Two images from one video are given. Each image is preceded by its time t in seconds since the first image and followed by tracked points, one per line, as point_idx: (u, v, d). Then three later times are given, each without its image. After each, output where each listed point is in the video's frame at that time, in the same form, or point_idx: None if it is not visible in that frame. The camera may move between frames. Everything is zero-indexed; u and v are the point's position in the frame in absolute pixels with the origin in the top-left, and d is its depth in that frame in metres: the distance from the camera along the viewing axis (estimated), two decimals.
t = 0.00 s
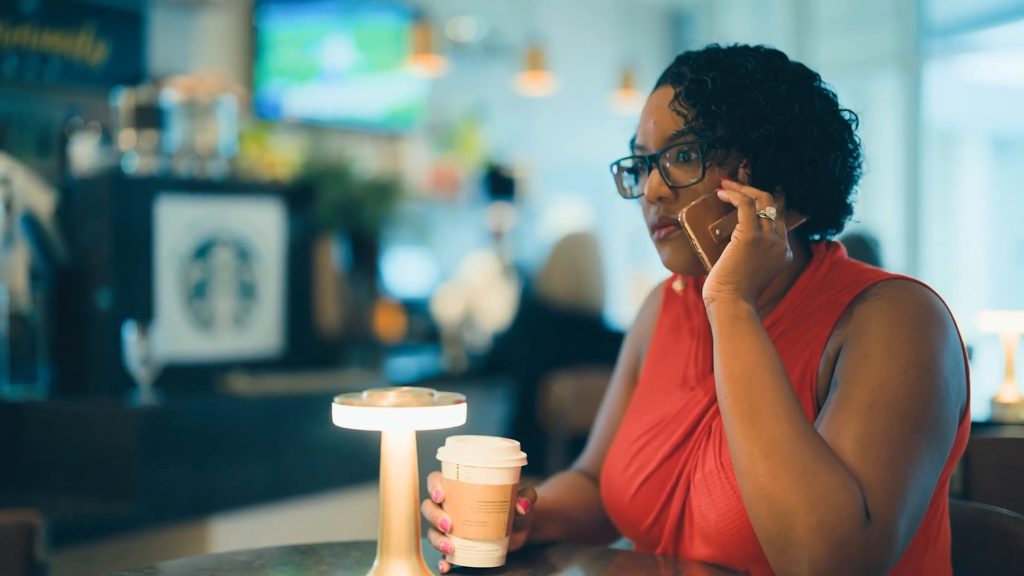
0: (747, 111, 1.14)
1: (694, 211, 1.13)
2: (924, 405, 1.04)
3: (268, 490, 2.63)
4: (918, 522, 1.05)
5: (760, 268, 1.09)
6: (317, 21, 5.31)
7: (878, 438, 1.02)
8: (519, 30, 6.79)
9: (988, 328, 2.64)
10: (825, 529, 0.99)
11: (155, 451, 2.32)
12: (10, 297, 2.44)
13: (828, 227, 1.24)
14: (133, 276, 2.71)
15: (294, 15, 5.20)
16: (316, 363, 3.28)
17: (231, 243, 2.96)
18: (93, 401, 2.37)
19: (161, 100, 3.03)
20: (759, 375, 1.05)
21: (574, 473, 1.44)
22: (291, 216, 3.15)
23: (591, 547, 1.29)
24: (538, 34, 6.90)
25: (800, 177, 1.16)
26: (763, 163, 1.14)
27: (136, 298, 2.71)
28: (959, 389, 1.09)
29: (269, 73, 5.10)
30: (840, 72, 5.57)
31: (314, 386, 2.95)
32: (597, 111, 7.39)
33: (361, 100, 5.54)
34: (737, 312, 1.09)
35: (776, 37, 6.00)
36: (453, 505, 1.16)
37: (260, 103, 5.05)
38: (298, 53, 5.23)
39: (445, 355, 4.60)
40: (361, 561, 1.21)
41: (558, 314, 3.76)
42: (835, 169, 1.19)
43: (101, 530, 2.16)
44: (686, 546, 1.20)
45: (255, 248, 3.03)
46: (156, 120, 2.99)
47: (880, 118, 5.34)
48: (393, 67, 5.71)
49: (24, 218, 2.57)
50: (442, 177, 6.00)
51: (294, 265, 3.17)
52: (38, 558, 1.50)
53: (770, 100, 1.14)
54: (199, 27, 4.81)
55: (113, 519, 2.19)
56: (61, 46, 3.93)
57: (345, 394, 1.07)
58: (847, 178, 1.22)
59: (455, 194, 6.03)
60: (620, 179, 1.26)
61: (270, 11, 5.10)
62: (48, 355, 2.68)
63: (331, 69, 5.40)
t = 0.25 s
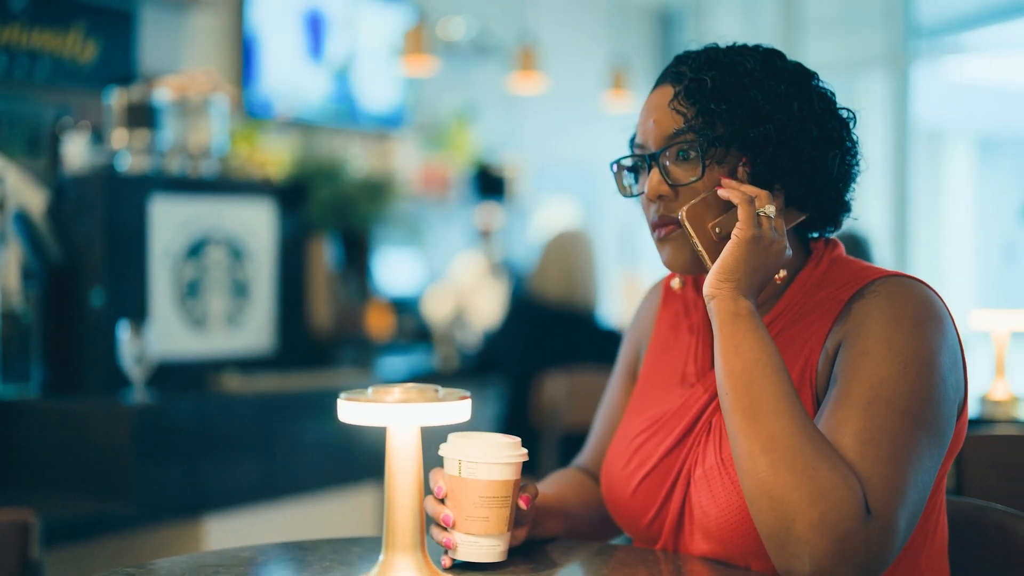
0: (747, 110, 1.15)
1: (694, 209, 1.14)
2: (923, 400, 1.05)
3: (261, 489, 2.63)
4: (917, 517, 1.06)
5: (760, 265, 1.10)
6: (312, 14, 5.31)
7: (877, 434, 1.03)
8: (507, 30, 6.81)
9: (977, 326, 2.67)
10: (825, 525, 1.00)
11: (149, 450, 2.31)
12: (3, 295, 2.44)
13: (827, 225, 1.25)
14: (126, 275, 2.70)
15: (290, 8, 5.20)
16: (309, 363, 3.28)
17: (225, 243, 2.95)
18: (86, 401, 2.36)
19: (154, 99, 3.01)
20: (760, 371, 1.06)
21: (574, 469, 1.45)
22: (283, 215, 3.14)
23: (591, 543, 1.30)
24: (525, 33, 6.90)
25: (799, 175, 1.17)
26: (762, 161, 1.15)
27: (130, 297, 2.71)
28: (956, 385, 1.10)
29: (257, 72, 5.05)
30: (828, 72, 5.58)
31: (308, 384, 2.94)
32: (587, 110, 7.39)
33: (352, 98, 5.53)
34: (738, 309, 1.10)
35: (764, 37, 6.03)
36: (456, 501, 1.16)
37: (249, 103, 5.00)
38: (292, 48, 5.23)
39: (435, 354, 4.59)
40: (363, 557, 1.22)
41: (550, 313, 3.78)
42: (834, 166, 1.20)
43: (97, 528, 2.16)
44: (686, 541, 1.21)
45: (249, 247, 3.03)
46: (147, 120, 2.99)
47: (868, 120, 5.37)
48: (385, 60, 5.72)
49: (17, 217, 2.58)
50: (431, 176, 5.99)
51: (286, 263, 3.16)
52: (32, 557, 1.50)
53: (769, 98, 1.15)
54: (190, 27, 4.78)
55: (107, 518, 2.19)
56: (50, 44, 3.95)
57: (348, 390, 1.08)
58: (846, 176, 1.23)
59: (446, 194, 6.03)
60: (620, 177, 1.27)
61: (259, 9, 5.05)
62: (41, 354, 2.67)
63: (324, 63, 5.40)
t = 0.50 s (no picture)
0: (747, 108, 1.16)
1: (695, 207, 1.15)
2: (923, 396, 1.07)
3: (254, 487, 2.63)
4: (917, 512, 1.07)
5: (760, 262, 1.11)
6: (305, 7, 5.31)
7: (878, 429, 1.04)
8: (497, 29, 6.81)
9: (970, 323, 2.69)
10: (828, 519, 1.01)
11: (143, 448, 2.31)
12: None
13: (827, 222, 1.26)
14: (119, 273, 2.69)
15: None
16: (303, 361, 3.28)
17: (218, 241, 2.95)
18: (80, 399, 2.36)
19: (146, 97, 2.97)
20: (762, 367, 1.07)
21: (573, 465, 1.46)
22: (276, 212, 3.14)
23: (592, 538, 1.31)
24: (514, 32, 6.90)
25: (799, 172, 1.18)
26: (763, 159, 1.16)
27: (123, 296, 2.70)
28: (955, 381, 1.12)
29: (246, 71, 5.04)
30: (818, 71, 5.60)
31: (302, 382, 2.94)
32: (577, 108, 7.40)
33: (342, 96, 5.52)
34: (739, 306, 1.11)
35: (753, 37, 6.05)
36: (459, 497, 1.17)
37: (239, 101, 4.99)
38: (285, 42, 5.22)
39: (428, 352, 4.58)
40: (365, 553, 1.22)
41: (544, 312, 3.78)
42: (833, 164, 1.21)
43: (90, 527, 2.16)
44: (687, 536, 1.22)
45: (242, 246, 3.02)
46: (140, 118, 2.94)
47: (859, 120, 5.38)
48: (377, 55, 5.72)
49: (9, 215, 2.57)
50: (421, 174, 5.97)
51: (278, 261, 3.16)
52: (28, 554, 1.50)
53: (769, 96, 1.16)
54: (180, 25, 4.78)
55: (100, 515, 2.19)
56: (40, 43, 3.95)
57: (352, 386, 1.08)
58: (845, 173, 1.24)
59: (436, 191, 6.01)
60: (622, 175, 1.28)
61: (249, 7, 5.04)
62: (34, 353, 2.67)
63: (318, 56, 5.41)
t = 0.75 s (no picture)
0: (748, 110, 1.17)
1: (696, 207, 1.16)
2: (922, 396, 1.08)
3: (247, 488, 2.63)
4: (916, 511, 1.08)
5: (761, 262, 1.12)
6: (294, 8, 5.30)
7: (877, 429, 1.05)
8: (487, 30, 6.83)
9: (960, 324, 2.71)
10: (828, 518, 1.02)
11: (138, 448, 2.31)
12: None
13: (825, 223, 1.28)
14: (113, 274, 2.69)
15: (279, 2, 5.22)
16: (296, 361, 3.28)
17: (212, 242, 2.94)
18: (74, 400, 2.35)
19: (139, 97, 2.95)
20: (762, 367, 1.08)
21: (571, 464, 1.47)
22: (269, 213, 3.14)
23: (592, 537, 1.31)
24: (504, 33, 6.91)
25: (799, 174, 1.20)
26: (763, 160, 1.17)
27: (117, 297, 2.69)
28: (953, 380, 1.13)
29: (238, 71, 5.04)
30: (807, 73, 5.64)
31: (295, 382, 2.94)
32: (568, 109, 7.41)
33: (334, 97, 5.52)
34: (739, 306, 1.12)
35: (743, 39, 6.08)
36: (461, 497, 1.17)
37: (231, 102, 4.99)
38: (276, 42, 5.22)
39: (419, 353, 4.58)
40: (366, 552, 1.23)
41: (537, 314, 3.80)
42: (833, 165, 1.22)
43: (87, 528, 2.15)
44: (686, 535, 1.23)
45: (236, 246, 3.02)
46: (133, 119, 2.93)
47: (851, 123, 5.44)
48: (369, 55, 5.73)
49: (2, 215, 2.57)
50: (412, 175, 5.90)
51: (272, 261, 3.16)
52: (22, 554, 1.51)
53: (769, 99, 1.17)
54: (171, 26, 4.77)
55: (97, 516, 2.18)
56: (29, 44, 3.93)
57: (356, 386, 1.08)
58: (844, 174, 1.25)
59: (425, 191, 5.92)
60: (622, 176, 1.29)
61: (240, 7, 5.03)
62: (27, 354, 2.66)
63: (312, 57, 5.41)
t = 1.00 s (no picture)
0: (747, 111, 1.18)
1: (696, 208, 1.17)
2: (919, 394, 1.09)
3: (242, 487, 2.63)
4: (914, 508, 1.09)
5: (760, 263, 1.13)
6: (284, 7, 5.31)
7: (875, 426, 1.07)
8: (479, 31, 6.84)
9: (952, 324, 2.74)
10: (828, 515, 1.02)
11: (133, 448, 2.31)
12: None
13: (823, 224, 1.29)
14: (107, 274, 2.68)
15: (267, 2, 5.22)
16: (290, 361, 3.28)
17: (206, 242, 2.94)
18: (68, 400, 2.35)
19: (132, 98, 2.97)
20: (762, 367, 1.09)
21: (569, 463, 1.47)
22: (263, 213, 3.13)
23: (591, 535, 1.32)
24: (496, 35, 6.93)
25: (798, 174, 1.21)
26: (762, 161, 1.18)
27: (111, 297, 2.69)
28: (950, 379, 1.14)
29: (229, 72, 5.05)
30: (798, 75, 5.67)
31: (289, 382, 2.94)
32: (561, 109, 7.41)
33: (325, 97, 5.52)
34: (739, 306, 1.13)
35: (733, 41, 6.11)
36: (463, 495, 1.18)
37: (222, 102, 5.00)
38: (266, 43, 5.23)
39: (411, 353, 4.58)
40: (368, 550, 1.24)
41: (530, 314, 3.81)
42: (831, 166, 1.23)
43: (83, 528, 2.15)
44: (685, 532, 1.24)
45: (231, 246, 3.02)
46: (126, 118, 2.93)
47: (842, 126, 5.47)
48: (361, 55, 5.73)
49: None
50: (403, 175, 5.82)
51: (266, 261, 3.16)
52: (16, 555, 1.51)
53: (769, 100, 1.18)
54: (163, 25, 4.77)
55: (92, 516, 2.18)
56: (20, 43, 3.92)
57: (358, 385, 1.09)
58: (842, 175, 1.26)
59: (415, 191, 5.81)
60: (621, 177, 1.30)
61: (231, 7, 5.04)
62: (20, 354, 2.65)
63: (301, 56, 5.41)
